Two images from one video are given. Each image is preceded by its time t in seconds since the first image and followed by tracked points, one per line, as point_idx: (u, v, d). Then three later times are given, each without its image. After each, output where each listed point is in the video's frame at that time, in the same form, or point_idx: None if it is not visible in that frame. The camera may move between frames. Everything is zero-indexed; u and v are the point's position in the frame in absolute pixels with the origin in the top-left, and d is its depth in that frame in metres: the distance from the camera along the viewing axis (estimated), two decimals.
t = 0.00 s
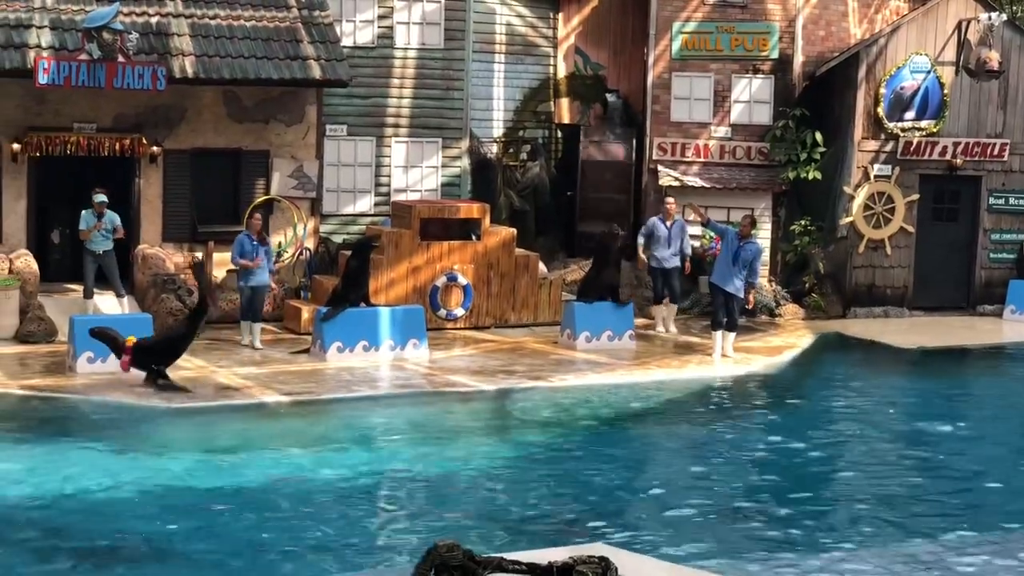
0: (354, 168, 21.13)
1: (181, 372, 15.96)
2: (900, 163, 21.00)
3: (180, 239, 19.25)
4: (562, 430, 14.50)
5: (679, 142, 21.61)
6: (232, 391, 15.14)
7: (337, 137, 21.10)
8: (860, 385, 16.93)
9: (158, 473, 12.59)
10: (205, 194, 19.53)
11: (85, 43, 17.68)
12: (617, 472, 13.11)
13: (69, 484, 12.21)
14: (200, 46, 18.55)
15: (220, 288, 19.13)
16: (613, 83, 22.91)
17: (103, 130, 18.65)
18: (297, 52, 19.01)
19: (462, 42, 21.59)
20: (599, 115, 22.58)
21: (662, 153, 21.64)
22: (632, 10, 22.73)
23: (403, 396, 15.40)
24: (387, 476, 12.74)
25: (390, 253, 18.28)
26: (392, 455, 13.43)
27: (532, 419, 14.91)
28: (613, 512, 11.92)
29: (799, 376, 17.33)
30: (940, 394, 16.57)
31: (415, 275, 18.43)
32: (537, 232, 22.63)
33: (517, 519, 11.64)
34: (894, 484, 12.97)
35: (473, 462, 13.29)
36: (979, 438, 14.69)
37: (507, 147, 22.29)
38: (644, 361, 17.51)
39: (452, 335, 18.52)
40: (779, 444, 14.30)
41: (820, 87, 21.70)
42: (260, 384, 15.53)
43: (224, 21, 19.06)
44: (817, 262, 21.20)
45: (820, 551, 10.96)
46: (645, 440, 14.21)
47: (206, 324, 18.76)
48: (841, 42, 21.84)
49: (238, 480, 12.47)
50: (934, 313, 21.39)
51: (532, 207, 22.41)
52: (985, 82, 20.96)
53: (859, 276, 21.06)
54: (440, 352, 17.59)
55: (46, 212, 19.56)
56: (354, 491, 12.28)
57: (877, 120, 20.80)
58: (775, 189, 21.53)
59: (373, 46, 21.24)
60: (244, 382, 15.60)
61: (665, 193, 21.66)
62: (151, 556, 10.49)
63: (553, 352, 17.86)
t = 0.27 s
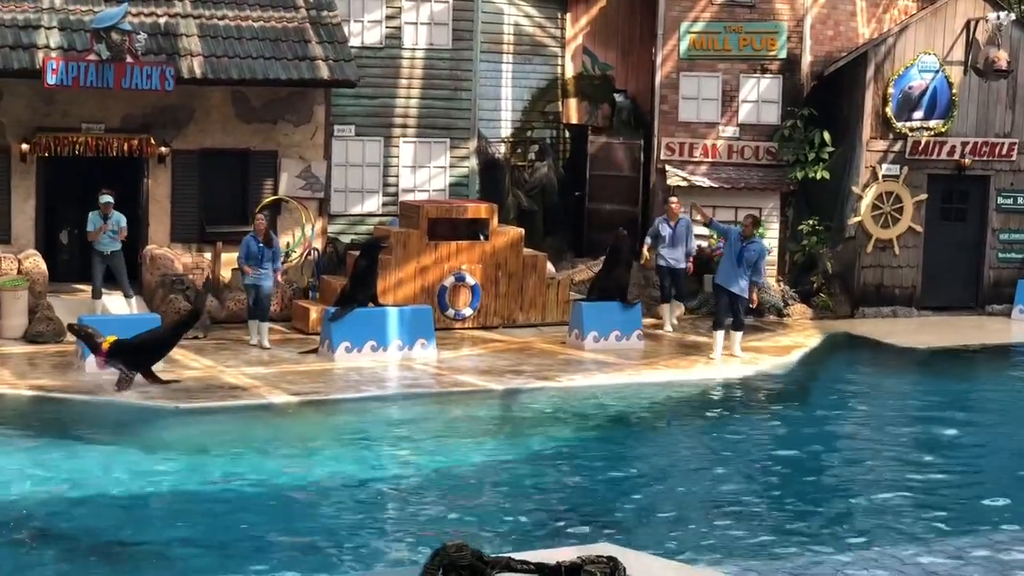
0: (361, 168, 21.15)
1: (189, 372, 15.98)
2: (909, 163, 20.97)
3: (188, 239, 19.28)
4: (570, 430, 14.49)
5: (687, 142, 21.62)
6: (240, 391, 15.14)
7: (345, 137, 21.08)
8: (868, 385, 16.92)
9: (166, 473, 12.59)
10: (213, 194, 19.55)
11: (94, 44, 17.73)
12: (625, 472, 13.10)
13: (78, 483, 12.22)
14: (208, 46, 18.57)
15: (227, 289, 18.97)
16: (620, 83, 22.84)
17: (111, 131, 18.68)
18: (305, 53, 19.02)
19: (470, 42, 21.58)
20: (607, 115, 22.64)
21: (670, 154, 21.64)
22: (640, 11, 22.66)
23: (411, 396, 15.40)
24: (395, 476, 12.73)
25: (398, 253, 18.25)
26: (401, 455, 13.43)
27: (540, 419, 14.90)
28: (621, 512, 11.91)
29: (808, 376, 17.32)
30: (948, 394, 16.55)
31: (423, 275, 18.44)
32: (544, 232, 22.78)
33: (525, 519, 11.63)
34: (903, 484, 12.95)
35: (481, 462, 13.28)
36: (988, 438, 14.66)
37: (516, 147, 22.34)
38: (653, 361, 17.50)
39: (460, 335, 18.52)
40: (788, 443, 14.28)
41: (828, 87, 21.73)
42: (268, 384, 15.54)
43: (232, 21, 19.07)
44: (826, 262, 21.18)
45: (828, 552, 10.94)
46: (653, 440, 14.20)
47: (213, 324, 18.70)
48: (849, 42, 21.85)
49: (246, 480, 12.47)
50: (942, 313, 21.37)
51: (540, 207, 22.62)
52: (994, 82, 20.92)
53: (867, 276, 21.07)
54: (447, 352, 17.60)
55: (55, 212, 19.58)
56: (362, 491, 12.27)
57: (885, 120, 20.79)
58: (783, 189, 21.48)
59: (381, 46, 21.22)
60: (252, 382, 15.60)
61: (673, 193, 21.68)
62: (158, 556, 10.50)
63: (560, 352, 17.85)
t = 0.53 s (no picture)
0: (369, 170, 21.20)
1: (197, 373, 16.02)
2: (916, 164, 20.97)
3: (196, 241, 19.32)
4: (578, 431, 14.52)
5: (694, 144, 21.61)
6: (248, 393, 15.19)
7: (352, 139, 21.10)
8: (876, 386, 16.94)
9: (174, 474, 12.63)
10: (221, 197, 19.61)
11: (104, 48, 17.68)
12: (632, 473, 13.12)
13: (87, 484, 12.27)
14: (216, 49, 18.62)
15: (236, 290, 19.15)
16: (626, 85, 22.98)
17: (119, 133, 18.73)
18: (312, 55, 19.06)
19: (477, 45, 21.61)
20: (613, 117, 22.66)
21: (677, 155, 21.63)
22: (646, 14, 22.72)
23: (418, 397, 15.44)
24: (402, 477, 12.77)
25: (405, 255, 18.31)
26: (409, 455, 13.48)
27: (547, 420, 14.93)
28: (628, 513, 11.94)
29: (815, 377, 17.33)
30: (956, 395, 16.56)
31: (431, 276, 18.48)
32: (552, 234, 22.58)
33: (532, 519, 11.66)
34: (910, 484, 12.97)
35: (488, 463, 13.31)
36: (995, 439, 14.67)
37: (523, 149, 22.39)
38: (660, 362, 17.53)
39: (468, 337, 18.55)
40: (795, 444, 14.30)
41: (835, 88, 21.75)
42: (276, 385, 15.58)
43: (240, 23, 19.13)
44: (833, 263, 21.21)
45: (835, 552, 10.96)
46: (660, 441, 14.22)
47: (221, 326, 18.75)
48: (856, 44, 21.78)
49: (254, 481, 12.51)
50: (950, 314, 21.35)
51: (547, 209, 22.41)
52: (1001, 83, 20.91)
53: (875, 276, 21.08)
54: (455, 353, 17.64)
55: (63, 214, 19.61)
56: (370, 491, 12.31)
57: (893, 120, 20.79)
58: (790, 191, 21.50)
59: (388, 48, 21.27)
60: (260, 383, 15.64)
61: (680, 194, 21.73)
62: (167, 556, 10.54)
63: (568, 354, 17.88)
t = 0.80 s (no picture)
0: (378, 174, 21.17)
1: (207, 378, 16.01)
2: (926, 167, 20.91)
3: (206, 245, 19.30)
4: (588, 435, 14.50)
5: (703, 147, 21.62)
6: (257, 397, 15.17)
7: (361, 143, 21.09)
8: (887, 390, 16.89)
9: (185, 478, 12.63)
10: (230, 201, 19.60)
11: (112, 52, 17.68)
12: (643, 477, 13.09)
13: (96, 489, 12.25)
14: (225, 53, 18.63)
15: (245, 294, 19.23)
16: (636, 88, 22.89)
17: (129, 137, 18.73)
18: (321, 59, 19.04)
19: (486, 48, 21.58)
20: (623, 119, 22.66)
21: (686, 158, 21.68)
22: (656, 16, 22.70)
23: (428, 401, 15.42)
24: (413, 481, 12.75)
25: (414, 259, 18.30)
26: (419, 459, 13.45)
27: (558, 424, 14.91)
28: (639, 516, 11.91)
29: (826, 381, 17.28)
30: (967, 399, 16.50)
31: (440, 280, 18.46)
32: (562, 237, 22.55)
33: (543, 523, 11.64)
34: (922, 488, 12.92)
35: (499, 467, 13.29)
36: (1007, 442, 14.62)
37: (532, 152, 22.32)
38: (670, 365, 17.49)
39: (477, 341, 18.52)
40: (806, 448, 14.26)
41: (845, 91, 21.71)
42: (285, 390, 15.56)
43: (249, 27, 19.11)
44: (843, 266, 21.17)
45: (847, 556, 10.92)
46: (670, 445, 14.19)
47: (230, 330, 18.80)
48: (866, 46, 21.74)
49: (265, 485, 12.50)
50: (960, 318, 21.24)
51: (557, 213, 22.41)
52: (1012, 85, 20.85)
53: (885, 280, 21.00)
54: (465, 357, 17.62)
55: (73, 218, 19.64)
56: (380, 496, 12.29)
57: (903, 123, 20.75)
58: (800, 194, 21.44)
59: (397, 52, 21.24)
60: (269, 388, 15.63)
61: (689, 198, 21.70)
62: (178, 560, 10.54)
63: (578, 358, 17.84)
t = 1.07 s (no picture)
0: (385, 176, 21.18)
1: (215, 380, 16.03)
2: (934, 168, 20.88)
3: (214, 248, 19.36)
4: (596, 437, 14.50)
5: (711, 148, 21.61)
6: (265, 400, 15.19)
7: (369, 146, 21.14)
8: (895, 391, 16.87)
9: (193, 480, 12.65)
10: (239, 204, 19.63)
11: (120, 54, 17.82)
12: (651, 479, 13.09)
13: (105, 492, 12.26)
14: (232, 56, 18.66)
15: (253, 297, 19.15)
16: (643, 90, 22.80)
17: (136, 140, 18.76)
18: (329, 61, 19.06)
19: (493, 50, 21.59)
20: (631, 121, 22.45)
21: (694, 159, 21.65)
22: (662, 17, 22.59)
23: (436, 404, 15.43)
24: (420, 483, 12.76)
25: (422, 262, 18.27)
26: (428, 462, 13.45)
27: (565, 426, 14.91)
28: (647, 518, 11.92)
29: (834, 382, 17.28)
30: (976, 400, 16.48)
31: (448, 283, 18.46)
32: (569, 239, 22.54)
33: (551, 525, 11.65)
34: (932, 491, 12.90)
35: (507, 469, 13.30)
36: (1015, 444, 14.61)
37: (540, 154, 22.37)
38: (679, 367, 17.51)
39: (485, 343, 18.53)
40: (815, 450, 14.25)
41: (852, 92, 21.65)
42: (293, 393, 15.57)
43: (257, 30, 19.14)
44: (851, 267, 21.11)
45: (856, 557, 10.93)
46: (678, 447, 14.19)
47: (238, 332, 18.75)
48: (874, 47, 21.79)
49: (272, 487, 12.52)
50: (969, 319, 21.23)
51: (565, 215, 22.40)
52: (1019, 86, 20.84)
53: (893, 281, 20.99)
54: (472, 359, 17.63)
55: (81, 220, 19.71)
56: (388, 498, 12.31)
57: (911, 124, 20.73)
58: (807, 195, 21.42)
59: (405, 54, 21.26)
60: (277, 391, 15.64)
61: (697, 200, 21.71)
62: (186, 563, 10.56)
63: (585, 360, 17.85)
